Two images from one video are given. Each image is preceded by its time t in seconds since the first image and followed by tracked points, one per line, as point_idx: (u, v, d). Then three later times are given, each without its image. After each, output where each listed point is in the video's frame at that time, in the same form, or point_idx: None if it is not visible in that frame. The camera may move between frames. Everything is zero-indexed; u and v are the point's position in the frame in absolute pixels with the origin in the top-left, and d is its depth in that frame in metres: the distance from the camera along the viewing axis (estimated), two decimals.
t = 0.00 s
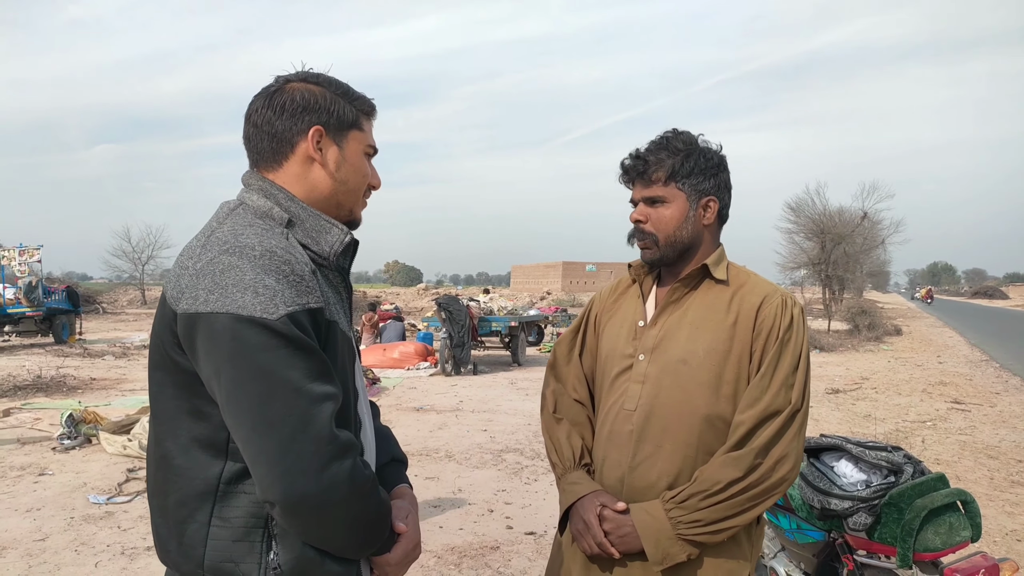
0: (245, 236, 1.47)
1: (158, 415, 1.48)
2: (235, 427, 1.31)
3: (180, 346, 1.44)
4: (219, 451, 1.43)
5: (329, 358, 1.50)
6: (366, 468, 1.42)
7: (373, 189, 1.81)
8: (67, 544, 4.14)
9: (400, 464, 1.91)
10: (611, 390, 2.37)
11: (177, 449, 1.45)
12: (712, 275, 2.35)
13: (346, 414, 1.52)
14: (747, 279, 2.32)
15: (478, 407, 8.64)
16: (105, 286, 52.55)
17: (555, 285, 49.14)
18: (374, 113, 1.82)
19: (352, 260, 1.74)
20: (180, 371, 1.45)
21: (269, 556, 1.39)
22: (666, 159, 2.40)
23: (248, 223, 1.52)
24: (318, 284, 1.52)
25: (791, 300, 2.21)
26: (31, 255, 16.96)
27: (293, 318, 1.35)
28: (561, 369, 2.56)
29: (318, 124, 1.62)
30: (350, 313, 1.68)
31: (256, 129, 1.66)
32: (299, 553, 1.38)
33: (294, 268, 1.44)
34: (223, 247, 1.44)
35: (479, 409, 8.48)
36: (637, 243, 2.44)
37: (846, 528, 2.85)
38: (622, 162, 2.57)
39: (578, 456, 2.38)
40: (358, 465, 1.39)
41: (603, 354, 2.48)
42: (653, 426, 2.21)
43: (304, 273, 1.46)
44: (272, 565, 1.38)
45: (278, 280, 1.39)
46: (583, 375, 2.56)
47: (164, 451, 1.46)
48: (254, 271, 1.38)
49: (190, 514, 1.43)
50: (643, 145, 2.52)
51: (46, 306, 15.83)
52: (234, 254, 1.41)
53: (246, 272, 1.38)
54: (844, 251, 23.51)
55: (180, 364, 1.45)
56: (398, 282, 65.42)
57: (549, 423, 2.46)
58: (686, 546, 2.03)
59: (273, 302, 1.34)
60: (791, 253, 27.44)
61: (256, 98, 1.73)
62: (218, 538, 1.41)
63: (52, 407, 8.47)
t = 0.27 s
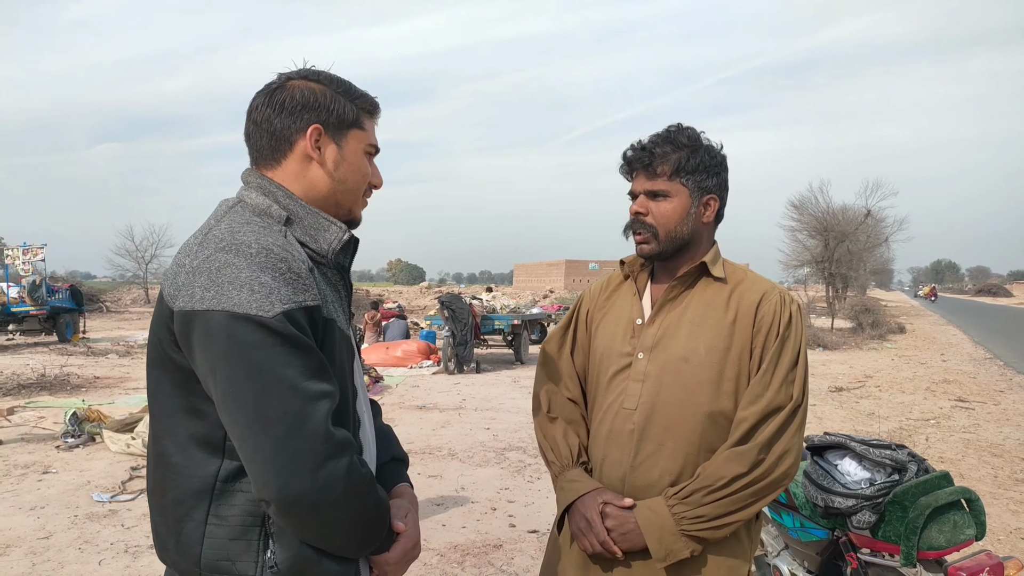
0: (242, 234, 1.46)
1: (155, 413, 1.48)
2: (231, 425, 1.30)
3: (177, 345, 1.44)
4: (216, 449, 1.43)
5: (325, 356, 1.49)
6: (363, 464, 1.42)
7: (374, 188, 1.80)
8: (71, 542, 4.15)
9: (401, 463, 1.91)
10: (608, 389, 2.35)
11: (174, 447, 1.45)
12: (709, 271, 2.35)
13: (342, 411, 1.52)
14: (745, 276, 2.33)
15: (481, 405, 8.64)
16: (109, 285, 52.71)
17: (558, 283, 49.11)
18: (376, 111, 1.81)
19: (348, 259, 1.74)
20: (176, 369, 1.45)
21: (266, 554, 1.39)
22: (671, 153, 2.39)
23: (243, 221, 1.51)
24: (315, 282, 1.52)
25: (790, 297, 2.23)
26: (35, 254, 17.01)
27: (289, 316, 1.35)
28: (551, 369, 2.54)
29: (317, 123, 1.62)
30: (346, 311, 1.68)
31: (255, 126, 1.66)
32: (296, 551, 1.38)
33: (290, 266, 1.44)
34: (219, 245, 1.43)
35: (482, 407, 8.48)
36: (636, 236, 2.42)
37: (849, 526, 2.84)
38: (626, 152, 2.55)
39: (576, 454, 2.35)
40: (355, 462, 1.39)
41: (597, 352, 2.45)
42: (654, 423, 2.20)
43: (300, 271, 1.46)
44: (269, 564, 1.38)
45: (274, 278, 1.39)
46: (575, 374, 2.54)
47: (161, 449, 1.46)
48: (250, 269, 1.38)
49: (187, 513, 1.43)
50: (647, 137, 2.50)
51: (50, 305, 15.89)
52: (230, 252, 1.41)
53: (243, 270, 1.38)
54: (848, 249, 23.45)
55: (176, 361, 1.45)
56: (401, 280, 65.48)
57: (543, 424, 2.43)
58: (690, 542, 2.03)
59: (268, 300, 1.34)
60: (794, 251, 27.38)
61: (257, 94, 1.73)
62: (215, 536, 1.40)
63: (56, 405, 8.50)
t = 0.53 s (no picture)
0: (230, 234, 1.46)
1: (147, 413, 1.48)
2: (219, 425, 1.30)
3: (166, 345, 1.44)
4: (206, 448, 1.43)
5: (315, 356, 1.49)
6: (352, 464, 1.42)
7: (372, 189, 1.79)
8: (70, 543, 4.15)
9: (402, 464, 1.91)
10: (604, 390, 2.34)
11: (164, 445, 1.45)
12: (706, 273, 2.36)
13: (333, 411, 1.52)
14: (741, 277, 2.34)
15: (482, 406, 8.64)
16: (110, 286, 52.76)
17: (558, 284, 49.10)
18: (374, 111, 1.80)
19: (341, 258, 1.74)
20: (167, 369, 1.45)
21: (254, 554, 1.38)
22: (658, 159, 2.38)
23: (233, 222, 1.51)
24: (305, 281, 1.52)
25: (784, 298, 2.24)
26: (37, 254, 17.01)
27: (273, 315, 1.35)
28: (545, 370, 2.51)
29: (311, 124, 1.61)
30: (340, 311, 1.68)
31: (251, 128, 1.67)
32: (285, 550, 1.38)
33: (278, 265, 1.44)
34: (206, 245, 1.43)
35: (482, 408, 8.48)
36: (632, 244, 2.41)
37: (850, 529, 2.84)
38: (613, 162, 2.54)
39: (573, 456, 2.33)
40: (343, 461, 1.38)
41: (593, 353, 2.44)
42: (649, 424, 2.19)
43: (288, 270, 1.46)
44: (257, 564, 1.38)
45: (260, 278, 1.38)
46: (570, 375, 2.52)
47: (153, 447, 1.47)
48: (237, 268, 1.38)
49: (176, 512, 1.43)
50: (633, 145, 2.49)
51: (50, 305, 15.91)
52: (217, 252, 1.41)
53: (230, 270, 1.38)
54: (848, 251, 23.43)
55: (167, 361, 1.45)
56: (401, 281, 65.48)
57: (538, 426, 2.40)
58: (686, 543, 2.02)
59: (253, 299, 1.34)
60: (795, 252, 27.36)
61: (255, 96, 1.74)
62: (204, 535, 1.40)
63: (57, 405, 8.51)
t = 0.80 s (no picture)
0: (220, 233, 1.46)
1: (143, 411, 1.47)
2: (209, 424, 1.30)
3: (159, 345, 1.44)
4: (200, 445, 1.43)
5: (307, 353, 1.49)
6: (345, 461, 1.42)
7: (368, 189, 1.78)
8: (71, 542, 4.15)
9: (404, 463, 1.91)
10: (603, 390, 2.33)
11: (159, 442, 1.45)
12: (702, 271, 2.36)
13: (328, 409, 1.51)
14: (737, 275, 2.33)
15: (482, 406, 8.64)
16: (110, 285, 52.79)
17: (559, 284, 49.08)
18: (372, 110, 1.78)
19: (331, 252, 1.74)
20: (162, 367, 1.45)
21: (245, 551, 1.38)
22: (657, 155, 2.38)
23: (223, 221, 1.51)
24: (295, 278, 1.51)
25: (781, 296, 2.24)
26: (37, 254, 17.01)
27: (259, 312, 1.34)
28: (544, 371, 2.50)
29: (305, 124, 1.61)
30: (336, 308, 1.68)
31: (247, 128, 1.66)
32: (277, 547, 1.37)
33: (265, 262, 1.44)
34: (194, 244, 1.43)
35: (482, 408, 8.47)
36: (629, 238, 2.41)
37: (852, 529, 2.83)
38: (612, 157, 2.54)
39: (573, 457, 2.33)
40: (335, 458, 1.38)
41: (591, 354, 2.43)
42: (646, 424, 2.19)
43: (276, 267, 1.45)
44: (248, 561, 1.37)
45: (246, 275, 1.38)
46: (568, 376, 2.51)
47: (148, 445, 1.46)
48: (223, 266, 1.38)
49: (171, 508, 1.43)
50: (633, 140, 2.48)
51: (51, 304, 15.91)
52: (205, 251, 1.41)
53: (217, 268, 1.37)
54: (849, 251, 23.41)
55: (161, 360, 1.45)
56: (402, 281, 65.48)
57: (537, 427, 2.39)
58: (688, 543, 2.01)
59: (238, 297, 1.34)
60: (796, 253, 27.35)
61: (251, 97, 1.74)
62: (196, 532, 1.39)
63: (57, 405, 8.50)
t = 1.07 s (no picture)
0: (216, 236, 1.46)
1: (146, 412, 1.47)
2: (206, 424, 1.30)
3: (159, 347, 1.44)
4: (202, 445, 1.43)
5: (306, 354, 1.48)
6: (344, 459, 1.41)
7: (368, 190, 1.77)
8: (72, 542, 4.15)
9: (411, 461, 1.91)
10: (604, 391, 2.33)
11: (162, 442, 1.44)
12: (702, 271, 2.35)
13: (328, 408, 1.51)
14: (738, 274, 2.33)
15: (483, 405, 8.63)
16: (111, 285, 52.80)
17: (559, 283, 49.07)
18: (369, 111, 1.77)
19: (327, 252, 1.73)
20: (163, 369, 1.45)
21: (247, 549, 1.37)
22: (656, 154, 2.37)
23: (221, 224, 1.51)
24: (292, 278, 1.51)
25: (782, 294, 2.23)
26: (38, 254, 17.00)
27: (253, 313, 1.34)
28: (546, 371, 2.49)
29: (302, 127, 1.61)
30: (338, 308, 1.67)
31: (246, 132, 1.67)
32: (277, 544, 1.37)
33: (260, 262, 1.43)
34: (191, 247, 1.43)
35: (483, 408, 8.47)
36: (630, 238, 2.40)
37: (853, 528, 2.83)
38: (609, 158, 2.54)
39: (575, 458, 2.32)
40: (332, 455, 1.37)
41: (593, 354, 2.42)
42: (647, 424, 2.19)
43: (271, 268, 1.45)
44: (250, 559, 1.37)
45: (241, 276, 1.38)
46: (570, 376, 2.51)
47: (152, 444, 1.46)
48: (218, 268, 1.38)
49: (174, 506, 1.42)
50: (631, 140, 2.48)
51: (51, 304, 15.90)
52: (201, 254, 1.41)
53: (212, 270, 1.38)
54: (850, 250, 23.40)
55: (162, 362, 1.45)
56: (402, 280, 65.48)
57: (539, 428, 2.39)
58: (690, 542, 2.01)
59: (232, 298, 1.34)
60: (796, 251, 27.34)
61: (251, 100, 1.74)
62: (199, 530, 1.39)
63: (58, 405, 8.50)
